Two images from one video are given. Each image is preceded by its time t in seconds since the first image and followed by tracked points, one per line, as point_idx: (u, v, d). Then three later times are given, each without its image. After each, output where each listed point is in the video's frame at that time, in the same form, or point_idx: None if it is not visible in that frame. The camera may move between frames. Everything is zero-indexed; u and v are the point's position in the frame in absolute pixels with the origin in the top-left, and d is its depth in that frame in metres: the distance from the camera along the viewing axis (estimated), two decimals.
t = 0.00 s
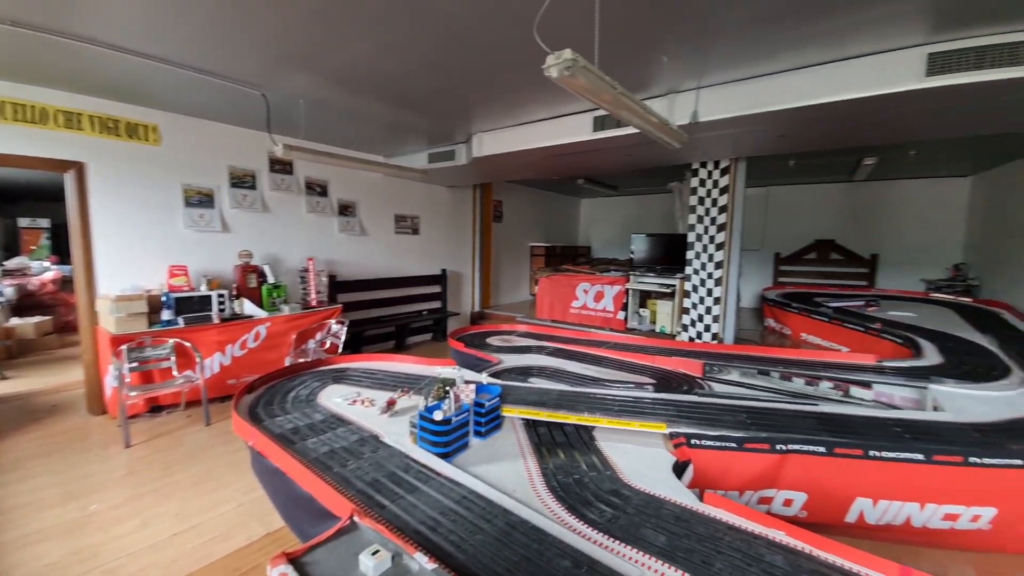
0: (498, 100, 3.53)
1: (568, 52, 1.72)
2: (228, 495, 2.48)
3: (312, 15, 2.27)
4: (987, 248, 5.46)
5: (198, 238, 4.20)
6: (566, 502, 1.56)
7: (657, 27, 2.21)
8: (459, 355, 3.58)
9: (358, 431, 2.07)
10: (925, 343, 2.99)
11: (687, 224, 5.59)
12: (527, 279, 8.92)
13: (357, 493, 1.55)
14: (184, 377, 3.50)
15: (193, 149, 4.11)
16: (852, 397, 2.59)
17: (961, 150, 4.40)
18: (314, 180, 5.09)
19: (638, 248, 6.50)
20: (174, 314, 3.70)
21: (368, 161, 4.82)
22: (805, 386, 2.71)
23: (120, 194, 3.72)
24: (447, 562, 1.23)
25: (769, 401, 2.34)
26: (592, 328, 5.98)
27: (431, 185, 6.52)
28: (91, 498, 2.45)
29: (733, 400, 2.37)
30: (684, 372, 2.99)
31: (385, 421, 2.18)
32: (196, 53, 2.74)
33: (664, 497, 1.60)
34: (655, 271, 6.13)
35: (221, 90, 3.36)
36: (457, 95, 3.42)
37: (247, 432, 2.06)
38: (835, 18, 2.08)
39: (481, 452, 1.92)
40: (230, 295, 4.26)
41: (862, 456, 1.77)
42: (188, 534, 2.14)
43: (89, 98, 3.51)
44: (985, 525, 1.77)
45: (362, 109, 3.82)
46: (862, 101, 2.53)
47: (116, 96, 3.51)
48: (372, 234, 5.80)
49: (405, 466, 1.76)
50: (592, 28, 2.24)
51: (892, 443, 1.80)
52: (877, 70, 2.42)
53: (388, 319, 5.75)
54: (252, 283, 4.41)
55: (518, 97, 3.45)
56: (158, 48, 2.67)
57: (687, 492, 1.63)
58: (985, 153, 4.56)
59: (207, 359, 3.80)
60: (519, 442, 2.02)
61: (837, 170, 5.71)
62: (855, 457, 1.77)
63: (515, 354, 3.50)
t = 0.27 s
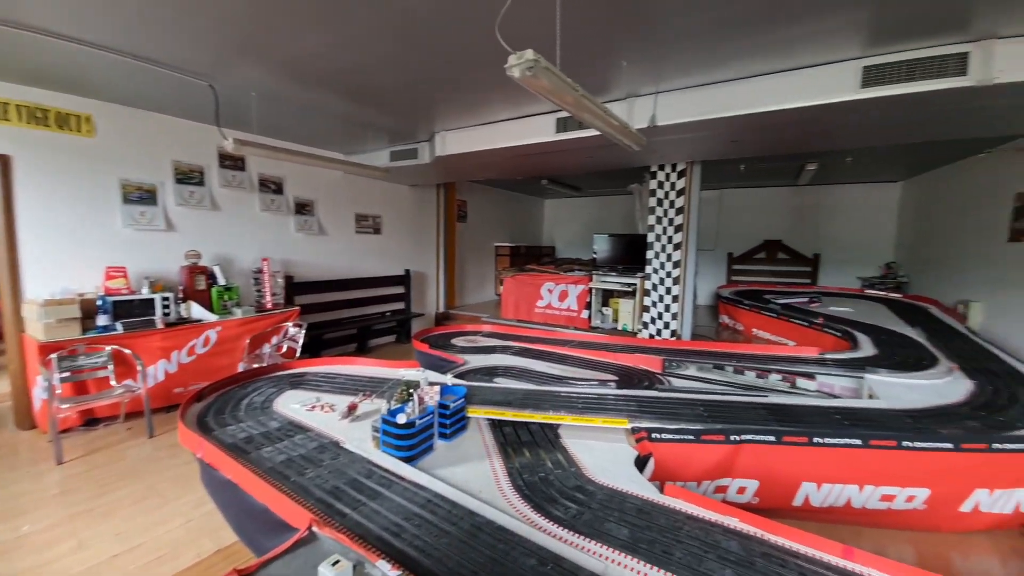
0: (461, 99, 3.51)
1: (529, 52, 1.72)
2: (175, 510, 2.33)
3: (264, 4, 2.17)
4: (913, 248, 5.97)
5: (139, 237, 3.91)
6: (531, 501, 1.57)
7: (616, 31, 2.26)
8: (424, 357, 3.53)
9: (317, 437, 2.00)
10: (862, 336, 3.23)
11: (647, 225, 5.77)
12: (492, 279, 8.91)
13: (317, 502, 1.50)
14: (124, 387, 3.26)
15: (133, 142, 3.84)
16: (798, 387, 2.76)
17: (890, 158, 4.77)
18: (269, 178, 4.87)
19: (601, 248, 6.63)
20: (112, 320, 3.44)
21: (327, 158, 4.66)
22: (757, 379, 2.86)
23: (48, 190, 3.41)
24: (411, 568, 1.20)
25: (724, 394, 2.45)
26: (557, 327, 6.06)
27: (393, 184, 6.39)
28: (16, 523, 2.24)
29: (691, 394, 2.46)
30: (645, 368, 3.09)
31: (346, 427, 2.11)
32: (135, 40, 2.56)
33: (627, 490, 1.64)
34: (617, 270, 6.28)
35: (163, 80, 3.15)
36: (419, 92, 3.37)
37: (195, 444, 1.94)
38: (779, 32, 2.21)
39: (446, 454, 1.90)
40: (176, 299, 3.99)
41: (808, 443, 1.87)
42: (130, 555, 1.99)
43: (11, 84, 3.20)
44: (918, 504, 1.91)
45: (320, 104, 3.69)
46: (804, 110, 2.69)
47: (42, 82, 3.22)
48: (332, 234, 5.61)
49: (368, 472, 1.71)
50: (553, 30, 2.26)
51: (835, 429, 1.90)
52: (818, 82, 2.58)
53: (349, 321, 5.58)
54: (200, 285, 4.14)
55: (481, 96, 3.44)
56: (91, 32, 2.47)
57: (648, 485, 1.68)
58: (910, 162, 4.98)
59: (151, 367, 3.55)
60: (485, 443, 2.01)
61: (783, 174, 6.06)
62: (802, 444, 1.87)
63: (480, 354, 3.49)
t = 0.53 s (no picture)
0: (424, 95, 3.45)
1: (492, 50, 1.71)
2: (118, 528, 2.17)
3: None
4: (853, 248, 6.40)
5: (73, 236, 3.61)
6: (498, 500, 1.57)
7: (578, 33, 2.29)
8: (389, 359, 3.46)
9: (274, 445, 1.91)
10: (808, 329, 3.43)
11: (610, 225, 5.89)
12: (458, 279, 8.84)
13: (274, 513, 1.43)
14: (58, 397, 3.00)
15: (66, 132, 3.54)
16: (752, 379, 2.90)
17: (833, 163, 5.09)
18: (220, 173, 4.61)
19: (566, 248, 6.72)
20: (43, 325, 3.16)
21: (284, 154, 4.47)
22: (714, 372, 2.99)
23: None
24: None
25: (684, 388, 2.53)
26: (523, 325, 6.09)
27: (355, 181, 6.21)
28: None
29: (653, 389, 2.53)
30: (609, 365, 3.15)
31: (306, 433, 2.03)
32: (66, 22, 2.35)
33: (592, 485, 1.67)
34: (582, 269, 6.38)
35: (99, 67, 2.91)
36: (380, 88, 3.29)
37: (138, 456, 1.81)
38: (731, 40, 2.31)
39: (412, 457, 1.86)
40: (115, 302, 3.71)
41: (761, 432, 1.97)
42: None
43: None
44: (860, 486, 2.03)
45: (275, 96, 3.53)
46: (754, 116, 2.83)
47: None
48: (290, 232, 5.39)
49: (329, 479, 1.65)
50: (516, 30, 2.27)
51: (785, 418, 2.00)
52: (766, 89, 2.72)
53: (309, 323, 5.38)
54: (144, 287, 3.86)
55: (445, 93, 3.40)
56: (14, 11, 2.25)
57: (612, 479, 1.72)
58: (850, 166, 5.34)
59: (88, 375, 3.29)
60: (451, 444, 1.99)
61: (737, 177, 6.35)
62: (755, 433, 1.97)
63: (446, 354, 3.46)
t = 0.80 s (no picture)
0: (389, 92, 3.38)
1: (456, 47, 1.69)
2: (56, 550, 2.00)
3: None
4: (802, 247, 6.78)
5: None
6: (466, 502, 1.55)
7: (542, 34, 2.31)
8: (353, 362, 3.36)
9: (229, 455, 1.82)
10: (763, 325, 3.61)
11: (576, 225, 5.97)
12: (425, 280, 8.72)
13: (229, 526, 1.36)
14: None
15: None
16: (712, 374, 3.02)
17: (784, 167, 5.36)
18: (168, 169, 4.34)
19: (533, 248, 6.75)
20: None
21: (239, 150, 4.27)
22: (676, 368, 3.09)
23: None
24: None
25: (648, 384, 2.60)
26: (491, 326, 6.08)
27: (316, 179, 6.01)
28: None
29: (618, 385, 2.58)
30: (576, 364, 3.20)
31: (264, 441, 1.94)
32: None
33: (559, 483, 1.69)
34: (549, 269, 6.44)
35: (29, 53, 2.68)
36: (342, 83, 3.20)
37: (76, 472, 1.68)
38: (689, 47, 2.38)
39: (377, 463, 1.82)
40: (49, 307, 3.41)
41: (720, 424, 2.04)
42: None
43: None
44: (811, 472, 2.14)
45: (229, 89, 3.36)
46: (711, 120, 2.95)
47: None
48: (246, 232, 5.15)
49: (289, 488, 1.58)
50: (482, 29, 2.26)
51: (741, 410, 2.08)
52: (722, 95, 2.84)
53: (268, 326, 5.16)
54: (82, 290, 3.57)
55: (410, 91, 3.35)
56: None
57: (579, 475, 1.74)
58: (799, 171, 5.64)
59: (19, 387, 3.02)
60: (418, 447, 1.95)
61: (697, 179, 6.58)
62: (714, 426, 2.04)
63: (412, 356, 3.40)
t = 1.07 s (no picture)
0: (354, 89, 3.30)
1: (420, 44, 1.66)
2: None
3: None
4: (760, 247, 7.09)
5: None
6: (435, 505, 1.53)
7: (509, 34, 2.30)
8: (318, 366, 3.26)
9: (182, 466, 1.72)
10: (724, 322, 3.75)
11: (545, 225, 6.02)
12: (393, 280, 8.57)
13: (182, 542, 1.29)
14: None
15: None
16: (676, 370, 3.11)
17: (743, 170, 5.59)
18: (113, 164, 4.07)
19: (502, 248, 6.75)
20: None
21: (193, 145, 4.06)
22: (643, 365, 3.16)
23: None
24: None
25: (615, 381, 2.65)
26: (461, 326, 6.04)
27: (277, 177, 5.78)
28: None
29: (586, 384, 2.61)
30: (545, 363, 3.22)
31: (220, 451, 1.84)
32: None
33: (529, 482, 1.69)
34: (519, 269, 6.46)
35: None
36: (304, 78, 3.09)
37: (9, 491, 1.54)
38: (653, 51, 2.44)
39: (342, 470, 1.76)
40: None
41: (683, 419, 2.11)
42: None
43: None
44: (768, 463, 2.24)
45: (182, 81, 3.19)
46: (673, 124, 3.03)
47: None
48: (201, 231, 4.89)
49: (247, 499, 1.51)
50: (446, 26, 2.24)
51: (703, 404, 2.15)
52: (683, 100, 2.93)
53: (226, 330, 4.92)
54: (16, 294, 3.28)
55: (376, 87, 3.28)
56: None
57: (548, 474, 1.75)
58: (757, 174, 5.89)
59: None
60: (385, 451, 1.91)
61: (661, 181, 6.76)
62: (678, 420, 2.10)
63: (380, 358, 3.33)
